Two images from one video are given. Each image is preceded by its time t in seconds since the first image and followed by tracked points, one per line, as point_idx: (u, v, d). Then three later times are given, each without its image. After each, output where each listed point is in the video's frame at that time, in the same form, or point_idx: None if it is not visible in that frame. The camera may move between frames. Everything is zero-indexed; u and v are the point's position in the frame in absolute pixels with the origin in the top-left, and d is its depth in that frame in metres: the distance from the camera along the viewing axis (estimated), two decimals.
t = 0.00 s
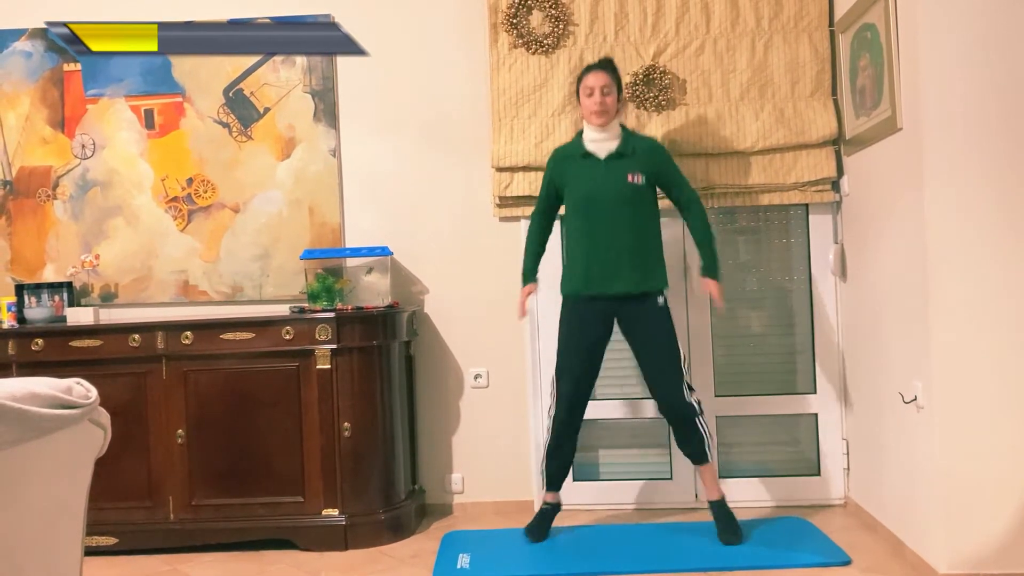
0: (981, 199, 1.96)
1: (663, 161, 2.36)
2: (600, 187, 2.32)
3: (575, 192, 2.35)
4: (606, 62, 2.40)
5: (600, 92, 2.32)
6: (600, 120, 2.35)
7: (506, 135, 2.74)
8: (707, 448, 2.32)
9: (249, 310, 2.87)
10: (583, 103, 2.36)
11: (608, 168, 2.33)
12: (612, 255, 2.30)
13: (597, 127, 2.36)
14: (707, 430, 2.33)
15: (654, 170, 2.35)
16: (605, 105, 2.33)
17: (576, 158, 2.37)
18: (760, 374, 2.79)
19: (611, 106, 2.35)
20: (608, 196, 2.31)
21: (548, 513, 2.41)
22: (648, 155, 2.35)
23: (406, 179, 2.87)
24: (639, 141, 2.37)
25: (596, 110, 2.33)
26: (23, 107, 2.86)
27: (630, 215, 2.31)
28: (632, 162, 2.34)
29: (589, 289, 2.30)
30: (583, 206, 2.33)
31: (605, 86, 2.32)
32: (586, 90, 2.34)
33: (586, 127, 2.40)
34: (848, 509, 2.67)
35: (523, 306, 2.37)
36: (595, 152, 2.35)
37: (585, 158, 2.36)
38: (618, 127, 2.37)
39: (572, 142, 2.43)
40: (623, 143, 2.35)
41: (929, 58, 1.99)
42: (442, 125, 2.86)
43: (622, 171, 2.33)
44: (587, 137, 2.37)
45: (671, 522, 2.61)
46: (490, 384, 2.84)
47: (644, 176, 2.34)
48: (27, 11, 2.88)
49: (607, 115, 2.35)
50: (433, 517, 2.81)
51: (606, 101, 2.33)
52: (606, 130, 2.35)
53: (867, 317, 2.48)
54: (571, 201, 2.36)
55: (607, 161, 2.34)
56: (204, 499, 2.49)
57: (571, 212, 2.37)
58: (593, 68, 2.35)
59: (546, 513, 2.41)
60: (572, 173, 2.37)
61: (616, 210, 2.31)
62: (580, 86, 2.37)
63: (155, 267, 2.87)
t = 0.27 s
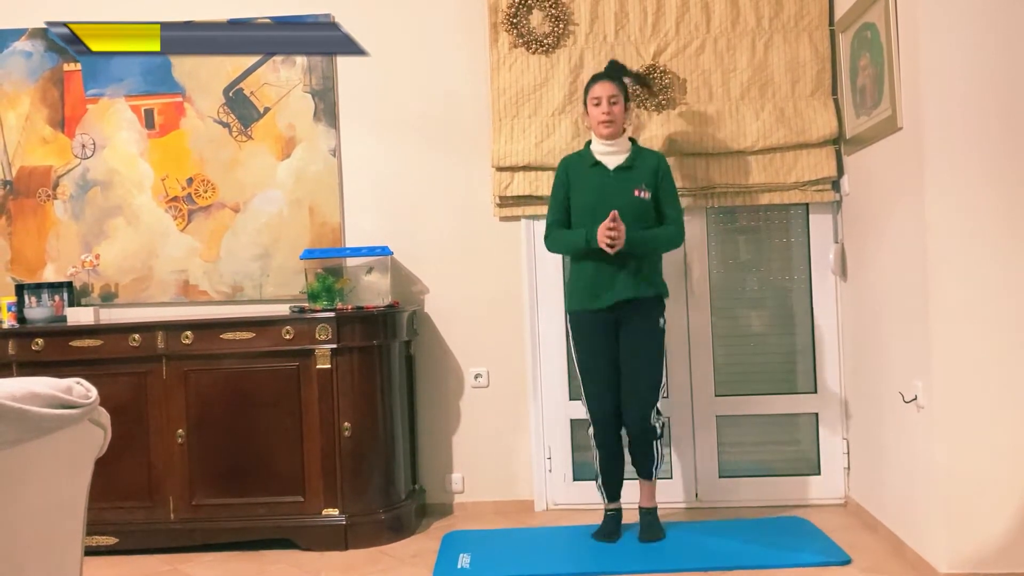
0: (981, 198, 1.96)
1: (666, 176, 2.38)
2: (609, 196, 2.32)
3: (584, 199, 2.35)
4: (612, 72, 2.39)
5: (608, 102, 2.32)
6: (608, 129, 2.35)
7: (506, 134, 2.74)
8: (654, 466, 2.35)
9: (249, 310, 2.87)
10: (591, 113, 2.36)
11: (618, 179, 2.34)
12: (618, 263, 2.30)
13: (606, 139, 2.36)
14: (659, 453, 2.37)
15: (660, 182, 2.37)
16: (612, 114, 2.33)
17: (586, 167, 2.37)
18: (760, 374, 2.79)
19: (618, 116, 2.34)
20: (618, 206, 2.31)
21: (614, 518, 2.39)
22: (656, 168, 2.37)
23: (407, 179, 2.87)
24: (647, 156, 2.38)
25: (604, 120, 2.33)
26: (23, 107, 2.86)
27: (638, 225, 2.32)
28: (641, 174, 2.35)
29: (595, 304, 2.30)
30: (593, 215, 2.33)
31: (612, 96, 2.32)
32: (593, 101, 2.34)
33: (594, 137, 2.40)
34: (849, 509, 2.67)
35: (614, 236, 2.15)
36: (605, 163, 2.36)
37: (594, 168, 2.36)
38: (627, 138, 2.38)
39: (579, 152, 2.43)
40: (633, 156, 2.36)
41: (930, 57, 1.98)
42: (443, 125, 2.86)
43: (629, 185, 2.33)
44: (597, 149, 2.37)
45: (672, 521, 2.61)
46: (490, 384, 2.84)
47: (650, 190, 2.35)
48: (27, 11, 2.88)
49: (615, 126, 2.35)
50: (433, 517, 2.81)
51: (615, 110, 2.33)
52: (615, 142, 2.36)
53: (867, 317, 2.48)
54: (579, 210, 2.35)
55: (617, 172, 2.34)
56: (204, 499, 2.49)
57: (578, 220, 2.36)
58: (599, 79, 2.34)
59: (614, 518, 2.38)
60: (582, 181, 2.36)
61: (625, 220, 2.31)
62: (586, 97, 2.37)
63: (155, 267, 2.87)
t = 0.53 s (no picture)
0: (982, 198, 1.96)
1: (672, 150, 2.37)
2: (610, 172, 2.32)
3: (585, 173, 2.35)
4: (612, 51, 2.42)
5: (608, 81, 2.33)
6: (608, 109, 2.35)
7: (507, 134, 2.74)
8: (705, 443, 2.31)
9: (250, 309, 2.87)
10: (591, 93, 2.37)
11: (619, 154, 2.33)
12: (621, 240, 2.29)
13: (606, 116, 2.36)
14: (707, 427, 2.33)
15: (663, 158, 2.36)
16: (613, 93, 2.34)
17: (586, 144, 2.37)
18: (761, 373, 2.79)
19: (618, 96, 2.35)
20: (619, 179, 2.31)
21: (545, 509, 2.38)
22: (658, 143, 2.36)
23: (407, 178, 2.87)
24: (650, 130, 2.37)
25: (604, 99, 2.34)
26: (23, 107, 2.86)
27: (640, 199, 2.31)
28: (642, 149, 2.34)
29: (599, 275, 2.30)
30: (595, 188, 2.32)
31: (612, 75, 2.33)
32: (593, 80, 2.35)
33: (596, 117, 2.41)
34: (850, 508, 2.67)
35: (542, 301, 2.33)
36: (605, 139, 2.35)
37: (595, 144, 2.36)
38: (627, 116, 2.38)
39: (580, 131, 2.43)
40: (634, 129, 2.35)
41: (930, 56, 1.98)
42: (443, 124, 2.86)
43: (633, 158, 2.33)
44: (598, 127, 2.37)
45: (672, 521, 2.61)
46: (491, 383, 2.84)
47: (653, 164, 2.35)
48: (27, 11, 2.88)
49: (615, 105, 2.35)
50: (434, 516, 2.81)
51: (615, 89, 2.34)
52: (613, 119, 2.36)
53: (868, 316, 2.48)
54: (581, 185, 2.35)
55: (619, 148, 2.34)
56: (205, 498, 2.49)
57: (579, 196, 2.36)
58: (599, 60, 2.37)
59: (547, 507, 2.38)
60: (582, 158, 2.36)
61: (627, 195, 2.30)
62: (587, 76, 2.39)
63: (156, 267, 2.87)
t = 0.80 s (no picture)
0: (982, 198, 1.96)
1: (671, 167, 2.36)
2: (610, 191, 2.31)
3: (584, 195, 2.34)
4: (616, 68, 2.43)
5: (611, 96, 2.34)
6: (611, 124, 2.35)
7: (508, 133, 2.74)
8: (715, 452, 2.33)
9: (251, 308, 2.87)
10: (595, 108, 2.37)
11: (619, 174, 2.32)
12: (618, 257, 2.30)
13: (608, 132, 2.36)
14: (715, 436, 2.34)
15: (664, 176, 2.35)
16: (616, 108, 2.34)
17: (588, 162, 2.36)
18: (762, 372, 2.79)
19: (622, 110, 2.35)
20: (618, 201, 2.30)
21: (543, 514, 2.40)
22: (659, 162, 2.35)
23: (408, 178, 2.87)
24: (651, 149, 2.36)
25: (607, 114, 2.33)
26: (24, 106, 2.87)
27: (638, 221, 2.30)
28: (643, 169, 2.33)
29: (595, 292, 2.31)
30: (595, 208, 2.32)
31: (616, 90, 2.34)
32: (597, 95, 2.35)
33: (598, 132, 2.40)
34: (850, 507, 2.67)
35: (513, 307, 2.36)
36: (605, 156, 2.34)
37: (596, 162, 2.35)
38: (629, 132, 2.37)
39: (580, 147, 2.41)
40: (635, 150, 2.34)
41: (931, 56, 1.98)
42: (444, 124, 2.86)
43: (633, 177, 2.32)
44: (598, 141, 2.37)
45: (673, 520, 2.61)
46: (492, 382, 2.84)
47: (655, 184, 2.34)
48: (28, 10, 2.88)
49: (618, 120, 2.35)
50: (435, 516, 2.81)
51: (618, 105, 2.34)
52: (616, 135, 2.36)
53: (869, 315, 2.48)
54: (580, 206, 2.35)
55: (619, 167, 2.33)
56: (207, 497, 2.49)
57: (580, 216, 2.36)
58: (604, 74, 2.37)
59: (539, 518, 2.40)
60: (582, 177, 2.35)
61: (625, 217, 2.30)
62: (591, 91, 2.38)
63: (157, 266, 2.87)
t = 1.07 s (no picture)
0: (982, 199, 1.96)
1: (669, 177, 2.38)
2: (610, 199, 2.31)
3: (585, 200, 2.34)
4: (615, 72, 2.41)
5: (610, 102, 2.32)
6: (610, 130, 2.35)
7: (509, 132, 2.74)
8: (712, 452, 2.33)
9: (251, 308, 2.87)
10: (594, 113, 2.37)
11: (620, 180, 2.33)
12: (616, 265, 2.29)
13: (607, 139, 2.36)
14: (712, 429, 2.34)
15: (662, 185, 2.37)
16: (615, 114, 2.33)
17: (588, 167, 2.36)
18: (762, 371, 2.79)
19: (621, 116, 2.35)
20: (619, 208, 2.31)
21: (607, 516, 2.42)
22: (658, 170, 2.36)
23: (409, 177, 2.87)
24: (650, 158, 2.38)
25: (607, 120, 2.33)
26: (25, 106, 2.87)
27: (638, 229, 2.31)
28: (643, 176, 2.34)
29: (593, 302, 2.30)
30: (597, 214, 2.32)
31: (615, 96, 2.32)
32: (596, 101, 2.34)
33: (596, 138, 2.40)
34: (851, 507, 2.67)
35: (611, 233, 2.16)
36: (607, 163, 2.34)
37: (596, 169, 2.35)
38: (629, 139, 2.37)
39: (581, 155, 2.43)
40: (635, 158, 2.35)
41: (932, 56, 1.98)
42: (445, 124, 2.86)
43: (632, 185, 2.33)
44: (598, 149, 2.37)
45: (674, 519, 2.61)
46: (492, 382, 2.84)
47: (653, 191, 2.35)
48: (29, 9, 2.88)
49: (617, 126, 2.35)
50: (435, 515, 2.81)
51: (617, 110, 2.34)
52: (616, 142, 2.35)
53: (869, 315, 2.48)
54: (581, 212, 2.35)
55: (619, 173, 2.34)
56: (208, 496, 2.49)
57: (580, 221, 2.35)
58: (601, 79, 2.35)
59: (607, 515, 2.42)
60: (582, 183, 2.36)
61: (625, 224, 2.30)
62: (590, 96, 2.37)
63: (157, 265, 2.87)
